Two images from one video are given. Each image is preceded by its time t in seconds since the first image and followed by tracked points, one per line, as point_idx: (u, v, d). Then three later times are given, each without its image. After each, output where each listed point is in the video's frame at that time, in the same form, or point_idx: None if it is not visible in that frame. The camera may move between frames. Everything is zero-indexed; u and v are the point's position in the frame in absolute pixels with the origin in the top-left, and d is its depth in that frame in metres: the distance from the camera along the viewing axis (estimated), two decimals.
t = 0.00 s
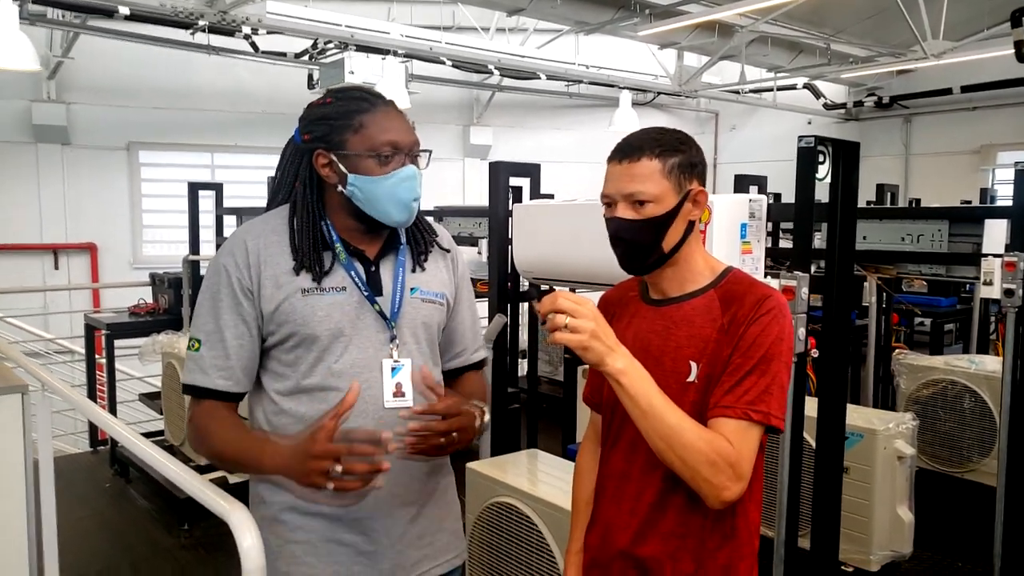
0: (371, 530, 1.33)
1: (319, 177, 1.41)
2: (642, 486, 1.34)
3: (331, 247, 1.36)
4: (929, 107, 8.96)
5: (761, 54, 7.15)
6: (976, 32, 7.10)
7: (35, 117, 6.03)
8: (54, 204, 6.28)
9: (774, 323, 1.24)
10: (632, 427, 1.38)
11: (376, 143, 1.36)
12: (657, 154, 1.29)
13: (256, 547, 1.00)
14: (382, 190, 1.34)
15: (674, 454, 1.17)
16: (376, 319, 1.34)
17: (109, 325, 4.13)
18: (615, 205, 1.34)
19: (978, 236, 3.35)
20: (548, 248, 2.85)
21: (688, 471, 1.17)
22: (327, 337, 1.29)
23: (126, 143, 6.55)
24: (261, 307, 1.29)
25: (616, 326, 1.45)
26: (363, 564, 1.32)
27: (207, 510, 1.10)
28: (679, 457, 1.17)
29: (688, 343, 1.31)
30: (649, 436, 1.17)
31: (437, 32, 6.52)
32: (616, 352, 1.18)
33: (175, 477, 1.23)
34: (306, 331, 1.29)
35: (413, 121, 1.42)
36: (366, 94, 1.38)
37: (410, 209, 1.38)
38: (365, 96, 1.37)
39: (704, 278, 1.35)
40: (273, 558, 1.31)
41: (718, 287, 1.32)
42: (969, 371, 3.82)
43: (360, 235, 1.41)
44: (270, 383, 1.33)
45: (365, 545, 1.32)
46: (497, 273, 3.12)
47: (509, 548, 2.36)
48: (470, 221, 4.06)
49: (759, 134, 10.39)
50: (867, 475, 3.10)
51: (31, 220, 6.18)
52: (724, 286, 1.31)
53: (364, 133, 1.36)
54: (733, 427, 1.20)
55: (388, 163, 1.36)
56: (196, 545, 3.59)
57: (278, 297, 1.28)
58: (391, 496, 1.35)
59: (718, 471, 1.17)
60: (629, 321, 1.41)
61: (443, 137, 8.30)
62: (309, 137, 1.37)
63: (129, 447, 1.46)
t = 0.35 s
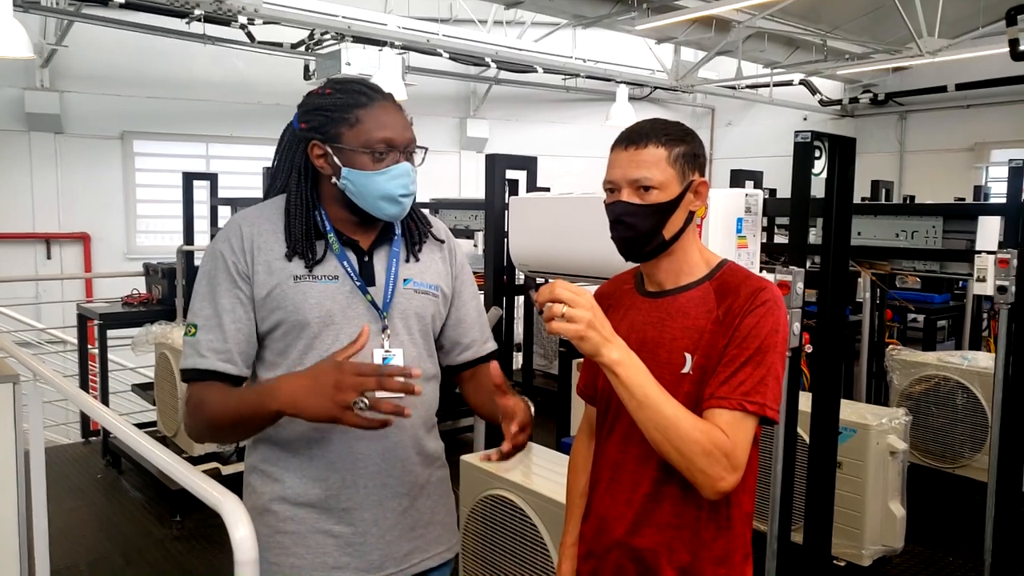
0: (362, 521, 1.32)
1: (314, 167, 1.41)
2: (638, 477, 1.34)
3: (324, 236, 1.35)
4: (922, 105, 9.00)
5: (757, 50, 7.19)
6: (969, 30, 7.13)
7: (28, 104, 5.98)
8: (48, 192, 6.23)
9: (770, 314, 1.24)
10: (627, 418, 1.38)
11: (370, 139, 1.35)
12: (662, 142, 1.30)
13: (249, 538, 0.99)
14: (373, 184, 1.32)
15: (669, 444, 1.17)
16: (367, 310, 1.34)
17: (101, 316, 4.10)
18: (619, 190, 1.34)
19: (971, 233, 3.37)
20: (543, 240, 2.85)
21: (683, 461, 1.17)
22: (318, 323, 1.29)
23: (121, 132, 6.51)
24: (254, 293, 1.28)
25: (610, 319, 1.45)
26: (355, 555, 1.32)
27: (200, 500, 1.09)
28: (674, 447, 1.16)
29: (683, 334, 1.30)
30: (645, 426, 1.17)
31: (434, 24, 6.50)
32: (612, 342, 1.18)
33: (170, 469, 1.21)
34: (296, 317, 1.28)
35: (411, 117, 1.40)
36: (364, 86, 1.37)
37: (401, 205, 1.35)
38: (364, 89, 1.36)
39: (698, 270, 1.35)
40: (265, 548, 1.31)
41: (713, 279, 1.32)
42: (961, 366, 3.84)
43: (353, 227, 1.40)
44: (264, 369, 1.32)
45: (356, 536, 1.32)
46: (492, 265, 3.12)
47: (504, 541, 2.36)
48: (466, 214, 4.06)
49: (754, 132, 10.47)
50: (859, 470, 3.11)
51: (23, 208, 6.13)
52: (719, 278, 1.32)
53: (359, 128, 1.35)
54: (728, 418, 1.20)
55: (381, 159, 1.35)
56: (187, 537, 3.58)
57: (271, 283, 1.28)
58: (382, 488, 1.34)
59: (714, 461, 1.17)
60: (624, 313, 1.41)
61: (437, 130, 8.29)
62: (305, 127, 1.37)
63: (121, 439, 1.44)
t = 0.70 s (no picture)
0: (364, 521, 1.32)
1: (317, 164, 1.40)
2: (627, 475, 1.34)
3: (329, 234, 1.34)
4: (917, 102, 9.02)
5: (751, 47, 7.20)
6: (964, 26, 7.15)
7: (22, 103, 5.98)
8: (42, 192, 6.23)
9: (760, 317, 1.23)
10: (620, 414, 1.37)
11: (372, 130, 1.34)
12: (637, 141, 1.30)
13: (245, 537, 0.98)
14: (377, 176, 1.32)
15: (650, 445, 1.17)
16: (371, 308, 1.34)
17: (96, 316, 4.10)
18: (597, 184, 1.36)
19: (967, 229, 3.37)
20: (538, 238, 2.85)
21: (664, 462, 1.17)
22: (321, 321, 1.29)
23: (116, 131, 6.51)
24: (256, 291, 1.28)
25: (606, 313, 1.45)
26: (356, 555, 1.31)
27: (196, 501, 1.08)
28: (656, 449, 1.17)
29: (673, 332, 1.29)
30: (627, 426, 1.17)
31: (429, 22, 6.50)
32: (596, 342, 1.18)
33: (166, 468, 1.20)
34: (300, 314, 1.28)
35: (411, 110, 1.41)
36: (364, 82, 1.37)
37: (406, 196, 1.36)
38: (364, 83, 1.36)
39: (693, 270, 1.33)
40: (266, 548, 1.30)
41: (707, 278, 1.30)
42: (957, 362, 3.85)
43: (357, 224, 1.40)
44: (265, 367, 1.32)
45: (358, 536, 1.31)
46: (487, 263, 3.12)
47: (500, 539, 2.36)
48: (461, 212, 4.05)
49: (750, 130, 10.47)
50: (856, 466, 3.12)
51: (17, 208, 6.12)
52: (713, 277, 1.30)
53: (361, 120, 1.34)
54: (712, 420, 1.19)
55: (384, 151, 1.35)
56: (184, 537, 3.57)
57: (274, 281, 1.28)
58: (384, 487, 1.34)
59: (693, 463, 1.17)
60: (619, 308, 1.41)
61: (433, 129, 8.28)
62: (306, 124, 1.36)
63: (116, 439, 1.42)
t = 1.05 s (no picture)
0: (364, 524, 1.32)
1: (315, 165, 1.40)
2: (620, 476, 1.33)
3: (323, 237, 1.35)
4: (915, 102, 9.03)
5: (748, 47, 7.20)
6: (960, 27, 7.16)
7: (19, 105, 5.97)
8: (39, 193, 6.22)
9: (754, 320, 1.22)
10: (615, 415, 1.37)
11: (365, 142, 1.33)
12: (633, 143, 1.30)
13: (243, 538, 0.98)
14: (362, 190, 1.32)
15: (640, 445, 1.17)
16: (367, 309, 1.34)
17: (93, 317, 4.09)
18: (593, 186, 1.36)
19: (964, 229, 3.38)
20: (535, 238, 2.85)
21: (653, 462, 1.17)
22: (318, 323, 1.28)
23: (112, 132, 6.50)
24: (253, 292, 1.28)
25: (603, 315, 1.45)
26: (356, 558, 1.31)
27: (192, 502, 1.08)
28: (645, 449, 1.16)
29: (668, 333, 1.30)
30: (617, 426, 1.17)
31: (426, 23, 6.50)
32: (587, 341, 1.19)
33: (162, 469, 1.20)
34: (297, 316, 1.28)
35: (412, 121, 1.39)
36: (369, 89, 1.36)
37: (390, 212, 1.34)
38: (367, 92, 1.35)
39: (688, 272, 1.33)
40: (265, 551, 1.30)
41: (703, 281, 1.30)
42: (953, 362, 3.85)
43: (351, 228, 1.39)
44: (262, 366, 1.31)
45: (358, 538, 1.31)
46: (485, 264, 3.12)
47: (498, 541, 2.36)
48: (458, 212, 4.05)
49: (747, 131, 10.48)
50: (853, 467, 3.12)
51: (14, 210, 6.11)
52: (708, 279, 1.30)
53: (356, 130, 1.33)
54: (704, 421, 1.19)
55: (373, 164, 1.33)
56: (181, 538, 3.56)
57: (271, 283, 1.28)
58: (385, 491, 1.34)
59: (683, 464, 1.16)
60: (615, 309, 1.41)
61: (430, 130, 8.28)
62: (307, 124, 1.36)
63: (113, 440, 1.42)
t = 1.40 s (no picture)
0: (368, 527, 1.31)
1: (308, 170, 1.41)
2: (616, 478, 1.33)
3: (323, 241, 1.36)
4: (910, 101, 9.05)
5: (743, 47, 7.21)
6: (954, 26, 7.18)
7: (14, 108, 5.96)
8: (34, 197, 6.20)
9: (745, 319, 1.22)
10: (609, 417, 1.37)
11: (353, 141, 1.33)
12: (618, 146, 1.30)
13: (242, 542, 0.98)
14: (357, 190, 1.32)
15: (638, 448, 1.17)
16: (370, 314, 1.33)
17: (89, 320, 4.08)
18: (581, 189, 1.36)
19: (959, 228, 3.38)
20: (531, 240, 2.85)
21: (651, 464, 1.17)
22: (323, 333, 1.28)
23: (107, 135, 6.49)
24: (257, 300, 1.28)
25: (596, 317, 1.45)
26: (360, 562, 1.31)
27: (191, 506, 1.07)
28: (644, 452, 1.17)
29: (661, 334, 1.30)
30: (614, 429, 1.18)
31: (421, 24, 6.50)
32: (584, 348, 1.19)
33: (161, 474, 1.19)
34: (302, 323, 1.27)
35: (401, 116, 1.39)
36: (352, 88, 1.36)
37: (387, 209, 1.35)
38: (351, 91, 1.35)
39: (678, 271, 1.33)
40: (268, 555, 1.30)
41: (693, 281, 1.30)
42: (949, 362, 3.87)
43: (349, 229, 1.41)
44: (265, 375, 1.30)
45: (361, 542, 1.31)
46: (482, 265, 3.12)
47: (497, 542, 2.35)
48: (455, 214, 4.05)
49: (743, 130, 10.49)
50: (850, 466, 3.12)
51: (9, 213, 6.10)
52: (698, 279, 1.30)
53: (343, 130, 1.33)
54: (699, 423, 1.19)
55: (365, 162, 1.33)
56: (179, 542, 3.56)
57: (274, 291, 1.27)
58: (389, 494, 1.34)
59: (682, 466, 1.17)
60: (608, 311, 1.41)
61: (425, 130, 8.28)
62: (295, 131, 1.37)
63: (110, 443, 1.42)
